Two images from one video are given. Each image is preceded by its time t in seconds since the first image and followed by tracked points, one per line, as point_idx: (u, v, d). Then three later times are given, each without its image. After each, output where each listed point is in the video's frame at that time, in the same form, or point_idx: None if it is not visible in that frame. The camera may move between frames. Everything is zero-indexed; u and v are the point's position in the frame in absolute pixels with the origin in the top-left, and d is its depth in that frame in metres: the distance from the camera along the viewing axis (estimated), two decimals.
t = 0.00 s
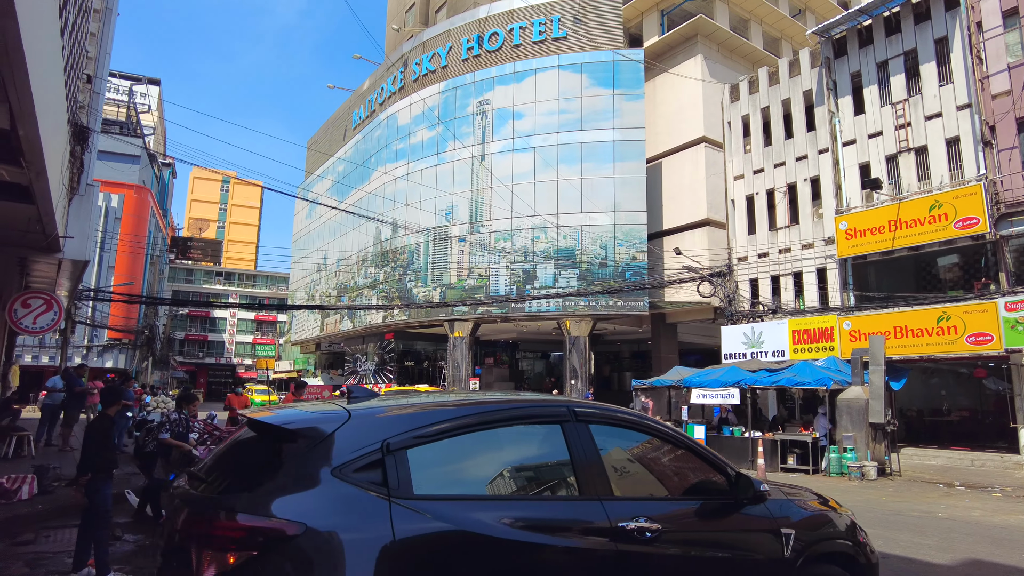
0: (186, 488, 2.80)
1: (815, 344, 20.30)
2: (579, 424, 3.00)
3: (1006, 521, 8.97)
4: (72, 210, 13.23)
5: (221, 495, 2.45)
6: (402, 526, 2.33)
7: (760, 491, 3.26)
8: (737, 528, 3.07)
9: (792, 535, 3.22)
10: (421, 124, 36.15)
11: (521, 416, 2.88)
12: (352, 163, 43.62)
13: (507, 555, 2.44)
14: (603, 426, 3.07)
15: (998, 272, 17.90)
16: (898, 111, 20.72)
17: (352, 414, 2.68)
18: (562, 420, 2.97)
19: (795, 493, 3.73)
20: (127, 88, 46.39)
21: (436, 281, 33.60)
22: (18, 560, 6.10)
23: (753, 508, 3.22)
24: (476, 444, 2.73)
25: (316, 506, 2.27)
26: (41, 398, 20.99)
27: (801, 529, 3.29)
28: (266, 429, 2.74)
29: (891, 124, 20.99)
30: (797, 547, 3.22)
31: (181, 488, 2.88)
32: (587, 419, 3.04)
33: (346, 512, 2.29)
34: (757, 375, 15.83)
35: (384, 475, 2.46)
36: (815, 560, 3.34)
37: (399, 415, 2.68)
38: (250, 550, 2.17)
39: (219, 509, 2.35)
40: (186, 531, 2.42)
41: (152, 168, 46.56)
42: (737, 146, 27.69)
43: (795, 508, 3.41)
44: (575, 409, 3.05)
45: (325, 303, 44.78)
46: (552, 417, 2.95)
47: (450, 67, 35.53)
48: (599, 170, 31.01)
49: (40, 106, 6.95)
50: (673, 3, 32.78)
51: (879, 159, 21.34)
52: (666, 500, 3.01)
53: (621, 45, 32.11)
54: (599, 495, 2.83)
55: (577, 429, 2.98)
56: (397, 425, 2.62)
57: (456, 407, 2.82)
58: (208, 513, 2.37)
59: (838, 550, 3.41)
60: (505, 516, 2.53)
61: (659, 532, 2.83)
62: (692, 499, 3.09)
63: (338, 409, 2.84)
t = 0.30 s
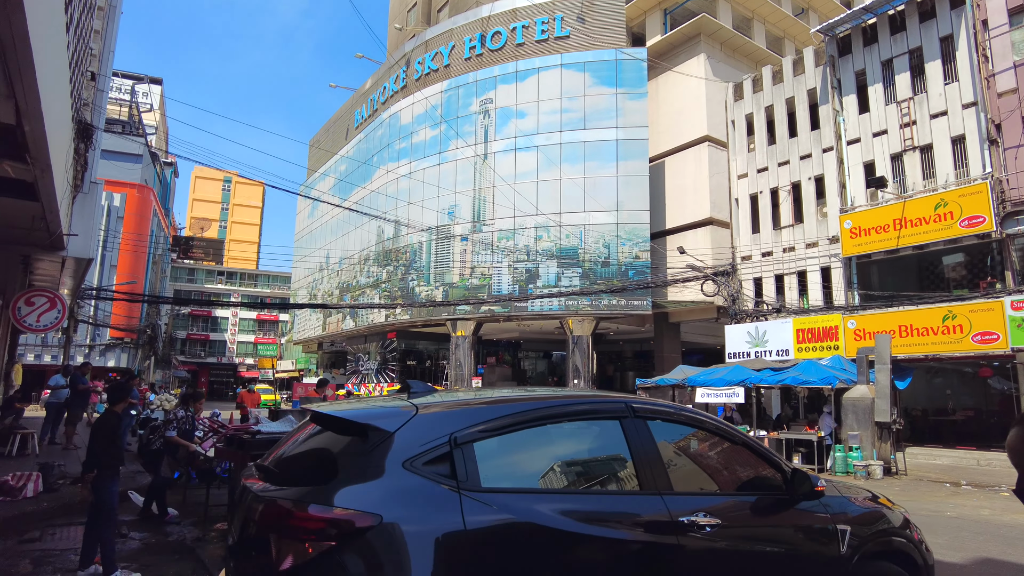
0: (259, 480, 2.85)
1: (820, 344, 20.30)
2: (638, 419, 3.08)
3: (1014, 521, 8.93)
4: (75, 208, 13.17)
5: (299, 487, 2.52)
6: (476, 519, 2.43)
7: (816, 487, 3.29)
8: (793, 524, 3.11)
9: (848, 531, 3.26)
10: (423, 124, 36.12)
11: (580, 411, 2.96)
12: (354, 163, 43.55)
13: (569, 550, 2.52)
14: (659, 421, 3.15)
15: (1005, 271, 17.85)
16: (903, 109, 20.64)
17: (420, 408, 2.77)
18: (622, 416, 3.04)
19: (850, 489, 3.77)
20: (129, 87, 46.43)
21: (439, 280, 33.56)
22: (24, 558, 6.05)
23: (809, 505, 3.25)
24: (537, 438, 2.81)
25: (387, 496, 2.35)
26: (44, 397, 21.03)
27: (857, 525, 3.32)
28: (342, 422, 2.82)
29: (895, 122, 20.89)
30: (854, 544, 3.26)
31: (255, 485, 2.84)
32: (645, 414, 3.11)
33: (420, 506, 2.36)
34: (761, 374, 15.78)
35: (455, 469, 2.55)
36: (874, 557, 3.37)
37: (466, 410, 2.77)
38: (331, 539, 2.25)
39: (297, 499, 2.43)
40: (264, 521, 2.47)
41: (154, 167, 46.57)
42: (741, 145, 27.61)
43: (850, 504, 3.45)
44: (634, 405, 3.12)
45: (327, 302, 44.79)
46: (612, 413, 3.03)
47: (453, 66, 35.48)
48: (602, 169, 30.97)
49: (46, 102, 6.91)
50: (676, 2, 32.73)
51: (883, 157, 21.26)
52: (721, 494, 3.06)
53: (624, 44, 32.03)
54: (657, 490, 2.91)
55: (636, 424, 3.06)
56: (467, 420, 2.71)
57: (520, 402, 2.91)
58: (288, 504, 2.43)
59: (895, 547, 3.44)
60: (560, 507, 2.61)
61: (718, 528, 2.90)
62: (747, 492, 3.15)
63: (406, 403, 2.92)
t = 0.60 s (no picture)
0: (337, 450, 2.93)
1: (827, 337, 20.15)
2: (706, 395, 3.17)
3: None
4: (78, 199, 13.09)
5: (380, 455, 2.61)
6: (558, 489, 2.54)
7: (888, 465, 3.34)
8: (860, 503, 3.16)
9: (919, 512, 3.31)
10: (426, 119, 36.02)
11: (650, 386, 3.05)
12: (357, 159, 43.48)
13: (638, 522, 2.60)
14: (726, 398, 3.23)
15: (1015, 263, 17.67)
16: (911, 102, 20.45)
17: (496, 382, 2.89)
18: (691, 392, 3.13)
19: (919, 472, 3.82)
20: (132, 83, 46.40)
21: (442, 275, 33.43)
22: (27, 546, 5.96)
23: (880, 484, 3.30)
24: (606, 413, 2.91)
25: (465, 464, 2.46)
26: (48, 392, 21.02)
27: (927, 506, 3.37)
28: (423, 395, 2.93)
29: (903, 115, 20.74)
30: (925, 525, 3.31)
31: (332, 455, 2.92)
32: (713, 390, 3.20)
33: (499, 476, 2.46)
34: (768, 367, 15.69)
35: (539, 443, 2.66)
36: (943, 539, 3.43)
37: (543, 384, 2.89)
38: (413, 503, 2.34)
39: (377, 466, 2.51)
40: (342, 487, 2.56)
41: (156, 164, 46.55)
42: (747, 139, 27.43)
43: (920, 485, 3.50)
44: (701, 381, 3.21)
45: (330, 298, 44.75)
46: (682, 389, 3.12)
47: (456, 61, 35.34)
48: (606, 164, 30.82)
49: (48, 85, 6.82)
50: None
51: (890, 150, 21.12)
52: (786, 469, 3.13)
53: (628, 38, 31.85)
54: (724, 463, 3.00)
55: (704, 401, 3.15)
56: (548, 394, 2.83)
57: (592, 375, 3.02)
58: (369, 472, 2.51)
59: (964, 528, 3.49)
60: (633, 478, 2.71)
61: (790, 503, 2.98)
62: (814, 470, 3.22)
63: (481, 378, 3.03)
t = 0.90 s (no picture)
0: (417, 448, 2.92)
1: (833, 336, 19.97)
2: (783, 392, 3.14)
3: None
4: (78, 195, 12.91)
5: (463, 452, 2.61)
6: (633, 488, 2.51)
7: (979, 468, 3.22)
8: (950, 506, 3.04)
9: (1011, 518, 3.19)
10: (428, 117, 35.83)
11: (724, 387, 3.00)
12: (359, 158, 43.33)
13: (722, 520, 2.55)
14: (803, 395, 3.20)
15: None
16: (918, 98, 20.28)
17: (574, 378, 2.87)
18: (770, 389, 3.12)
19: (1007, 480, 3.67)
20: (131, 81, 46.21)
21: (443, 274, 33.29)
22: (25, 547, 5.79)
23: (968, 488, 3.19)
24: (684, 410, 2.89)
25: (545, 461, 2.46)
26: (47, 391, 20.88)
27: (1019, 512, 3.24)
28: (502, 390, 2.93)
29: (909, 111, 20.55)
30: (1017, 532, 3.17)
31: (416, 450, 2.93)
32: (790, 386, 3.17)
33: (571, 472, 2.45)
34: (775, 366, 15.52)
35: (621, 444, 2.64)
36: None
37: (622, 382, 2.88)
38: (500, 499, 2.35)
39: (461, 462, 2.52)
40: (428, 485, 2.56)
41: (156, 162, 46.37)
42: (751, 137, 27.25)
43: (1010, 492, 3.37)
44: (778, 378, 3.19)
45: (331, 297, 44.61)
46: (762, 386, 3.10)
47: (458, 59, 35.16)
48: (609, 162, 30.66)
49: (46, 75, 6.64)
50: None
51: (897, 147, 20.94)
52: (861, 469, 3.06)
53: (630, 35, 31.64)
54: (804, 461, 2.95)
55: (781, 398, 3.12)
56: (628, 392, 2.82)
57: (668, 372, 3.01)
58: (458, 467, 2.51)
59: None
60: (719, 477, 2.66)
61: (877, 504, 2.89)
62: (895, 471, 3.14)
63: (559, 375, 3.01)
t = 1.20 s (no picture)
0: (517, 444, 3.07)
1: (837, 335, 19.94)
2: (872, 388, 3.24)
3: None
4: (79, 192, 12.79)
5: (563, 449, 2.77)
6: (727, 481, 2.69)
7: None
8: None
9: None
10: (429, 115, 35.73)
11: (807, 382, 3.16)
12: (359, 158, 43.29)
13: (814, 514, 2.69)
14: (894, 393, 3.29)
15: None
16: (923, 96, 20.19)
17: (669, 376, 3.06)
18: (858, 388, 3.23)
19: None
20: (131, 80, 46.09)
21: (444, 273, 33.18)
22: (29, 549, 5.68)
23: None
24: (772, 407, 3.06)
25: (645, 455, 2.65)
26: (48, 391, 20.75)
27: None
28: (595, 388, 3.12)
29: (914, 109, 20.46)
30: None
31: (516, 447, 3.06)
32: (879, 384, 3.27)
33: (670, 467, 2.64)
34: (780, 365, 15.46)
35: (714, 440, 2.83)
36: None
37: (712, 380, 3.06)
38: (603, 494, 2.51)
39: (562, 460, 2.68)
40: (530, 480, 2.71)
41: (156, 161, 46.26)
42: (755, 135, 27.11)
43: None
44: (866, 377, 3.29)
45: (331, 296, 44.53)
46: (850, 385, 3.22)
47: (459, 57, 35.04)
48: (611, 161, 30.53)
49: (50, 67, 6.52)
50: None
51: (902, 145, 20.86)
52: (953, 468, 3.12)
53: (633, 34, 31.51)
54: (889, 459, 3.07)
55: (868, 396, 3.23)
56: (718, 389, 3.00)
57: (758, 370, 3.18)
58: (560, 465, 2.66)
59: None
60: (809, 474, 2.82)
61: (979, 505, 2.90)
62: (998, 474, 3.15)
63: (648, 372, 3.20)
